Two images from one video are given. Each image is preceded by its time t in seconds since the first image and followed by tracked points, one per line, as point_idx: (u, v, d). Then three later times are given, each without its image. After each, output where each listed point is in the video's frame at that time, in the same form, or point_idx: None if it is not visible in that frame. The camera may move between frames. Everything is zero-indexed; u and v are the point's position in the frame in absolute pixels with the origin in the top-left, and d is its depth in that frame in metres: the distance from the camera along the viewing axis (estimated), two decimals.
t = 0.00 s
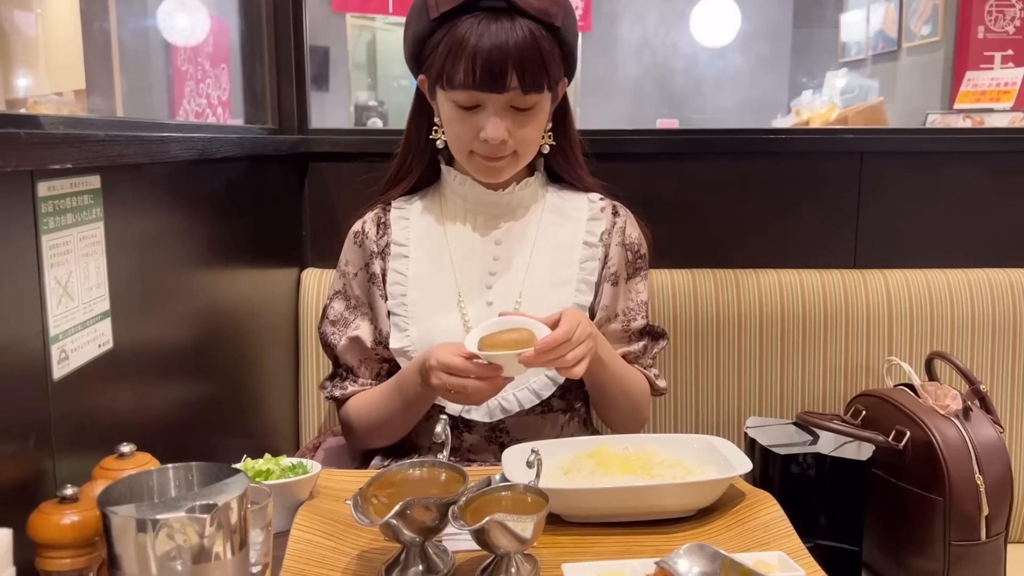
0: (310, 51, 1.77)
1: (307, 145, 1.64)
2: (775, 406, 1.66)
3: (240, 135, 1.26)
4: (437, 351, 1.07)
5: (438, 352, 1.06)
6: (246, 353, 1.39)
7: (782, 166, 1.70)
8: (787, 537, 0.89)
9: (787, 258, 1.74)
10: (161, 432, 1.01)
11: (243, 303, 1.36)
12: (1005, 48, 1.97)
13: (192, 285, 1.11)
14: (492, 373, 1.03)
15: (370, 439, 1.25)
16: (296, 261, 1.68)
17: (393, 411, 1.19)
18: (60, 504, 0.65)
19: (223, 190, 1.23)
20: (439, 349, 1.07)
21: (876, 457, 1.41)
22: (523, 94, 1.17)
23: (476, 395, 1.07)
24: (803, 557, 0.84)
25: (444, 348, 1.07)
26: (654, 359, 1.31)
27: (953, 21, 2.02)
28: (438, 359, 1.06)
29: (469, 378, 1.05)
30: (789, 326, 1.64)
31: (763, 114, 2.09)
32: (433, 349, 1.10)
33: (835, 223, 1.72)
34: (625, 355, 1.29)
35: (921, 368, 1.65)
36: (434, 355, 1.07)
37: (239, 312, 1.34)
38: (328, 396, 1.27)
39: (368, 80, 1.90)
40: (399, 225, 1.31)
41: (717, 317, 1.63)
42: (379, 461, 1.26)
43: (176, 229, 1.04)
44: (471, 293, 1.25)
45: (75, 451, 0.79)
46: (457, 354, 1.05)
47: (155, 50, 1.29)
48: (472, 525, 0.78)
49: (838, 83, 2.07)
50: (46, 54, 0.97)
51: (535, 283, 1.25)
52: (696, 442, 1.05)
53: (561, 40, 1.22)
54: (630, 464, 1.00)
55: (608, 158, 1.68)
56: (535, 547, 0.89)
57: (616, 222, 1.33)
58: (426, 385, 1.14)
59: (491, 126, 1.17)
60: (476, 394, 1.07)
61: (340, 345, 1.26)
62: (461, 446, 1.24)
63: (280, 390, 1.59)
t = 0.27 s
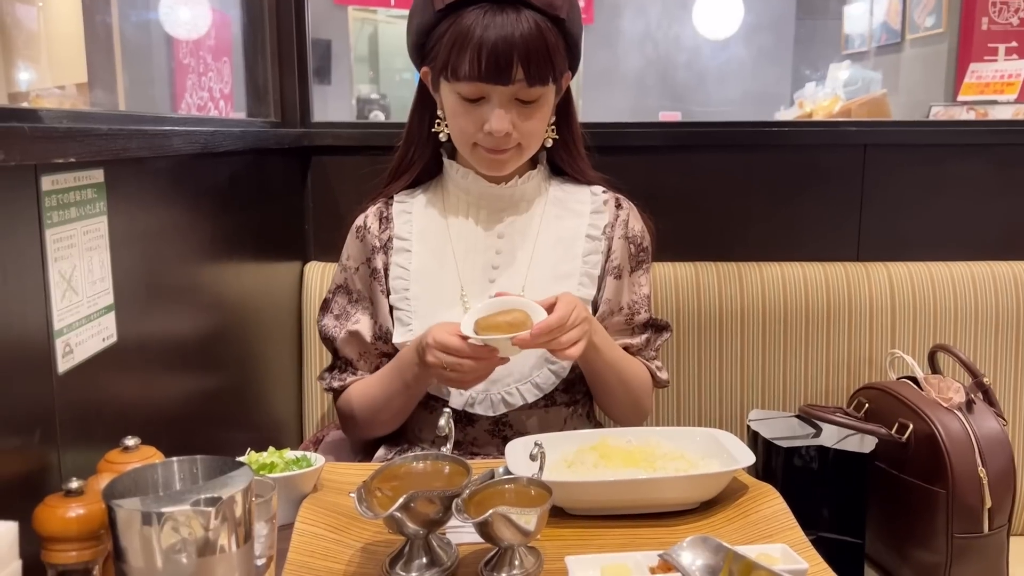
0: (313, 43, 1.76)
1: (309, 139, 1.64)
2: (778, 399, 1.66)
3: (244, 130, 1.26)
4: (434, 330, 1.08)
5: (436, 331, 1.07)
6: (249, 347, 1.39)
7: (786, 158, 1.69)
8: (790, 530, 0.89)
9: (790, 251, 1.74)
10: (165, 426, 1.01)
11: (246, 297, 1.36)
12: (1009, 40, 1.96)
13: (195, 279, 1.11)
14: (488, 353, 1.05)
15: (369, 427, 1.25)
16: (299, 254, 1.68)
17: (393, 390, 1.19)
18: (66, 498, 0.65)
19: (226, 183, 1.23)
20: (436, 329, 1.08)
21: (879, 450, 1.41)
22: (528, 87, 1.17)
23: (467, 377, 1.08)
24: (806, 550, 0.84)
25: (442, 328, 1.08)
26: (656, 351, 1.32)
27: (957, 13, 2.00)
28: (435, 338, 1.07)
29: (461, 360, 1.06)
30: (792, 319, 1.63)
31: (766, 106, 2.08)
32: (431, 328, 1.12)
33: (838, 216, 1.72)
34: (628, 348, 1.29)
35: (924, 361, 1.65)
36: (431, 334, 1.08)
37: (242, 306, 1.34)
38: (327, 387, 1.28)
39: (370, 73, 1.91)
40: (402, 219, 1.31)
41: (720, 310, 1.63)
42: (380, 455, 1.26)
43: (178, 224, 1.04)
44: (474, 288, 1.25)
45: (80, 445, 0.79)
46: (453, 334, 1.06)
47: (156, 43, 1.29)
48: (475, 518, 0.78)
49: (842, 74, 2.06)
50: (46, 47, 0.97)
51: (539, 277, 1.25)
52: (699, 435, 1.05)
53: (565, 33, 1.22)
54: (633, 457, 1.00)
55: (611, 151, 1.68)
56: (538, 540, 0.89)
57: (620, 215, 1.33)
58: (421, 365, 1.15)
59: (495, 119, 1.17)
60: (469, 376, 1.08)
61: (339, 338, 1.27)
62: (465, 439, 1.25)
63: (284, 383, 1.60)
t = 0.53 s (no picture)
0: (313, 35, 1.75)
1: (310, 131, 1.63)
2: (781, 392, 1.65)
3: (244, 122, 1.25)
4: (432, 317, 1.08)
5: (433, 318, 1.07)
6: (250, 341, 1.39)
7: (790, 150, 1.68)
8: (794, 525, 0.88)
9: (794, 243, 1.72)
10: (165, 421, 1.00)
11: (246, 290, 1.35)
12: (1013, 29, 1.95)
13: (194, 273, 1.10)
14: (487, 343, 1.04)
15: (368, 417, 1.24)
16: (300, 247, 1.67)
17: (392, 379, 1.18)
18: (62, 495, 0.65)
19: (225, 176, 1.22)
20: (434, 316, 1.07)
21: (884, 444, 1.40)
22: (528, 79, 1.16)
23: (461, 368, 1.07)
24: (810, 546, 0.83)
25: (440, 316, 1.07)
26: (660, 344, 1.30)
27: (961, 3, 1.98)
28: (432, 326, 1.07)
29: (456, 348, 1.05)
30: (796, 311, 1.62)
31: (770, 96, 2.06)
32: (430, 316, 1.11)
33: (843, 208, 1.70)
34: (631, 341, 1.28)
35: (928, 353, 1.64)
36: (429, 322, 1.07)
37: (242, 299, 1.33)
38: (326, 378, 1.26)
39: (372, 64, 1.87)
40: (402, 210, 1.30)
41: (723, 302, 1.62)
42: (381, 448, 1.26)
43: (177, 217, 1.03)
44: (476, 280, 1.24)
45: (78, 441, 0.78)
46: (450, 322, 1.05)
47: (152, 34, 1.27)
48: (477, 514, 0.77)
49: (845, 66, 2.06)
50: (51, 37, 0.96)
51: (541, 270, 1.24)
52: (703, 429, 1.04)
53: (567, 24, 1.20)
54: (635, 452, 0.99)
55: (614, 142, 1.67)
56: (539, 536, 0.89)
57: (623, 208, 1.32)
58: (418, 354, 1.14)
59: (495, 112, 1.16)
60: (464, 365, 1.07)
61: (339, 330, 1.26)
62: (466, 432, 1.24)
63: (285, 377, 1.59)
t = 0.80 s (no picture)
0: (309, 27, 1.71)
1: (307, 125, 1.60)
2: (787, 390, 1.63)
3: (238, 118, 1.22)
4: (432, 315, 1.05)
5: (432, 317, 1.04)
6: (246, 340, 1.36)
7: (796, 144, 1.64)
8: (803, 534, 0.86)
9: (800, 239, 1.69)
10: (157, 426, 0.98)
11: (241, 289, 1.32)
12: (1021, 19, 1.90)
13: (186, 273, 1.07)
14: (489, 343, 1.01)
15: (367, 417, 1.21)
16: (297, 243, 1.64)
17: (390, 379, 1.15)
18: (43, 511, 0.62)
19: (218, 173, 1.19)
20: (434, 314, 1.05)
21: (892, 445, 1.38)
22: (524, 73, 1.12)
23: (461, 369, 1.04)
24: (819, 556, 0.80)
25: (439, 314, 1.05)
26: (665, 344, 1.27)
27: None
28: (431, 324, 1.04)
29: (456, 348, 1.02)
30: (803, 308, 1.59)
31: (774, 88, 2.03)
32: (429, 314, 1.08)
33: (850, 203, 1.67)
34: (635, 341, 1.25)
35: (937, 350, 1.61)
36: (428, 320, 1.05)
37: (237, 298, 1.31)
38: (324, 377, 1.24)
39: (373, 55, 1.83)
40: (401, 206, 1.27)
41: (729, 299, 1.59)
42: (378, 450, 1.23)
43: (166, 218, 1.00)
44: (476, 279, 1.21)
45: (64, 451, 0.76)
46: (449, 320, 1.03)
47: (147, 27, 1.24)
48: (476, 526, 0.75)
49: (850, 55, 2.01)
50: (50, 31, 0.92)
51: (542, 267, 1.21)
52: (709, 432, 1.01)
53: (565, 15, 1.17)
54: (639, 457, 0.96)
55: (617, 136, 1.63)
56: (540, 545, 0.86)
57: (627, 204, 1.29)
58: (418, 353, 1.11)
59: (491, 106, 1.13)
60: (464, 365, 1.04)
61: (337, 328, 1.23)
62: (466, 434, 1.21)
63: (283, 376, 1.57)
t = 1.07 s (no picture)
0: (304, 17, 1.68)
1: (301, 118, 1.56)
2: (794, 389, 1.59)
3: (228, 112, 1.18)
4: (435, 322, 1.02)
5: (435, 323, 1.01)
6: (238, 340, 1.33)
7: (803, 137, 1.60)
8: (813, 546, 0.82)
9: (807, 234, 1.65)
10: (143, 432, 0.95)
11: (233, 287, 1.29)
12: None
13: (172, 274, 1.04)
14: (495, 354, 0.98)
15: (362, 422, 1.18)
16: (292, 239, 1.61)
17: (387, 385, 1.12)
18: (14, 531, 0.60)
19: (207, 169, 1.16)
20: (437, 321, 1.01)
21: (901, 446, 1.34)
22: (525, 64, 1.09)
23: (466, 378, 1.02)
24: (830, 571, 0.77)
25: (443, 321, 1.01)
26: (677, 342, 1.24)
27: None
28: (434, 331, 1.00)
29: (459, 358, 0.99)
30: (811, 306, 1.56)
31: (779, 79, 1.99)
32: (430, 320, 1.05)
33: (858, 197, 1.63)
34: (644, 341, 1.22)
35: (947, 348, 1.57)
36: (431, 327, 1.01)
37: (229, 297, 1.27)
38: (321, 380, 1.20)
39: (374, 45, 1.80)
40: (399, 202, 1.23)
41: (734, 296, 1.55)
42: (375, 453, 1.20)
43: (149, 217, 0.97)
44: (475, 276, 1.17)
45: (40, 463, 0.73)
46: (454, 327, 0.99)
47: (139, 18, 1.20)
48: (472, 542, 0.71)
49: (855, 45, 1.96)
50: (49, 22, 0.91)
51: (544, 265, 1.17)
52: (715, 437, 0.98)
53: (567, 5, 1.13)
54: (642, 465, 0.93)
55: (619, 129, 1.59)
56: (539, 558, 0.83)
57: (631, 201, 1.25)
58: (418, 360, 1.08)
59: (490, 99, 1.09)
60: (466, 375, 1.00)
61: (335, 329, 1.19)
62: (465, 437, 1.18)
63: (278, 375, 1.53)
